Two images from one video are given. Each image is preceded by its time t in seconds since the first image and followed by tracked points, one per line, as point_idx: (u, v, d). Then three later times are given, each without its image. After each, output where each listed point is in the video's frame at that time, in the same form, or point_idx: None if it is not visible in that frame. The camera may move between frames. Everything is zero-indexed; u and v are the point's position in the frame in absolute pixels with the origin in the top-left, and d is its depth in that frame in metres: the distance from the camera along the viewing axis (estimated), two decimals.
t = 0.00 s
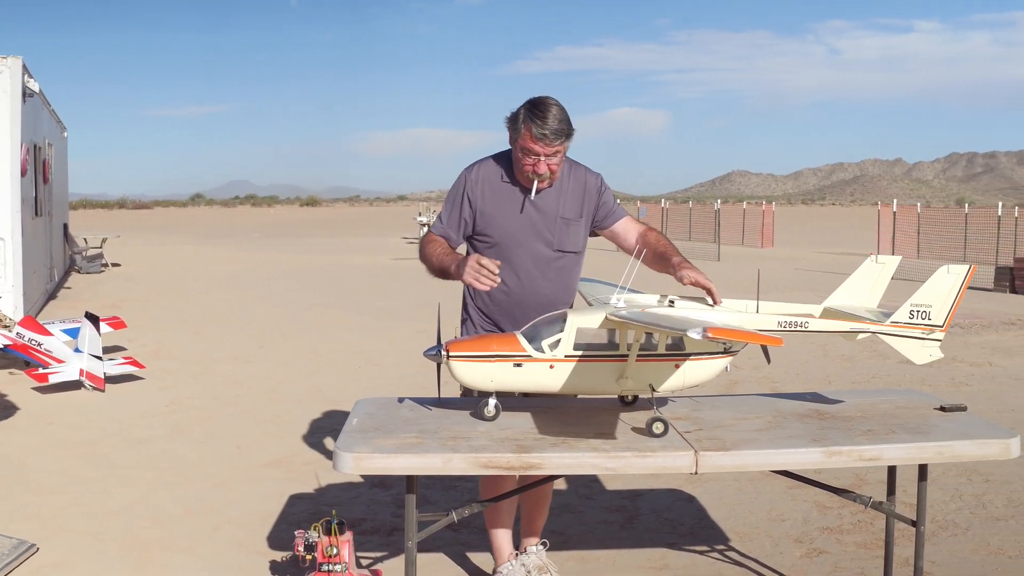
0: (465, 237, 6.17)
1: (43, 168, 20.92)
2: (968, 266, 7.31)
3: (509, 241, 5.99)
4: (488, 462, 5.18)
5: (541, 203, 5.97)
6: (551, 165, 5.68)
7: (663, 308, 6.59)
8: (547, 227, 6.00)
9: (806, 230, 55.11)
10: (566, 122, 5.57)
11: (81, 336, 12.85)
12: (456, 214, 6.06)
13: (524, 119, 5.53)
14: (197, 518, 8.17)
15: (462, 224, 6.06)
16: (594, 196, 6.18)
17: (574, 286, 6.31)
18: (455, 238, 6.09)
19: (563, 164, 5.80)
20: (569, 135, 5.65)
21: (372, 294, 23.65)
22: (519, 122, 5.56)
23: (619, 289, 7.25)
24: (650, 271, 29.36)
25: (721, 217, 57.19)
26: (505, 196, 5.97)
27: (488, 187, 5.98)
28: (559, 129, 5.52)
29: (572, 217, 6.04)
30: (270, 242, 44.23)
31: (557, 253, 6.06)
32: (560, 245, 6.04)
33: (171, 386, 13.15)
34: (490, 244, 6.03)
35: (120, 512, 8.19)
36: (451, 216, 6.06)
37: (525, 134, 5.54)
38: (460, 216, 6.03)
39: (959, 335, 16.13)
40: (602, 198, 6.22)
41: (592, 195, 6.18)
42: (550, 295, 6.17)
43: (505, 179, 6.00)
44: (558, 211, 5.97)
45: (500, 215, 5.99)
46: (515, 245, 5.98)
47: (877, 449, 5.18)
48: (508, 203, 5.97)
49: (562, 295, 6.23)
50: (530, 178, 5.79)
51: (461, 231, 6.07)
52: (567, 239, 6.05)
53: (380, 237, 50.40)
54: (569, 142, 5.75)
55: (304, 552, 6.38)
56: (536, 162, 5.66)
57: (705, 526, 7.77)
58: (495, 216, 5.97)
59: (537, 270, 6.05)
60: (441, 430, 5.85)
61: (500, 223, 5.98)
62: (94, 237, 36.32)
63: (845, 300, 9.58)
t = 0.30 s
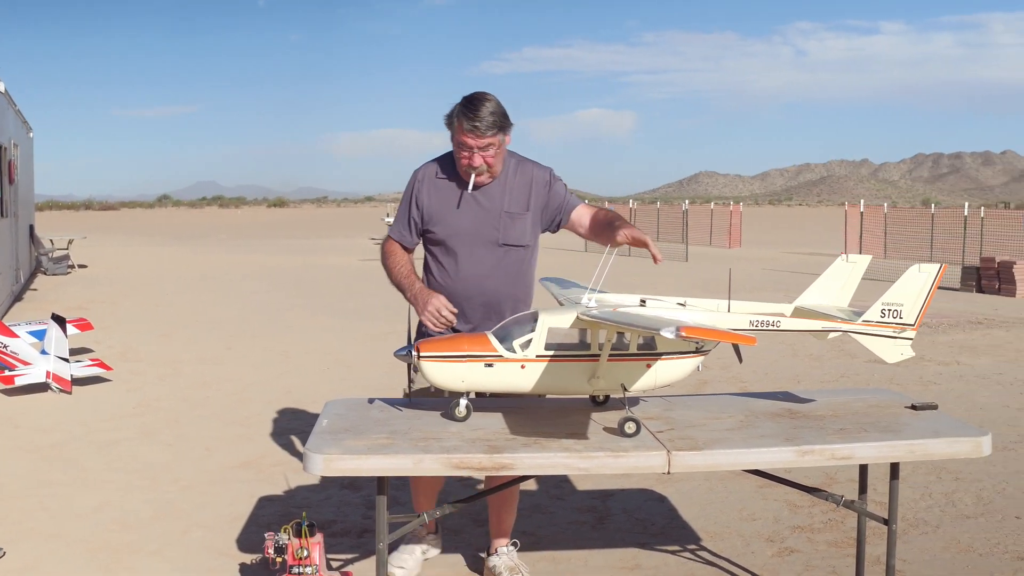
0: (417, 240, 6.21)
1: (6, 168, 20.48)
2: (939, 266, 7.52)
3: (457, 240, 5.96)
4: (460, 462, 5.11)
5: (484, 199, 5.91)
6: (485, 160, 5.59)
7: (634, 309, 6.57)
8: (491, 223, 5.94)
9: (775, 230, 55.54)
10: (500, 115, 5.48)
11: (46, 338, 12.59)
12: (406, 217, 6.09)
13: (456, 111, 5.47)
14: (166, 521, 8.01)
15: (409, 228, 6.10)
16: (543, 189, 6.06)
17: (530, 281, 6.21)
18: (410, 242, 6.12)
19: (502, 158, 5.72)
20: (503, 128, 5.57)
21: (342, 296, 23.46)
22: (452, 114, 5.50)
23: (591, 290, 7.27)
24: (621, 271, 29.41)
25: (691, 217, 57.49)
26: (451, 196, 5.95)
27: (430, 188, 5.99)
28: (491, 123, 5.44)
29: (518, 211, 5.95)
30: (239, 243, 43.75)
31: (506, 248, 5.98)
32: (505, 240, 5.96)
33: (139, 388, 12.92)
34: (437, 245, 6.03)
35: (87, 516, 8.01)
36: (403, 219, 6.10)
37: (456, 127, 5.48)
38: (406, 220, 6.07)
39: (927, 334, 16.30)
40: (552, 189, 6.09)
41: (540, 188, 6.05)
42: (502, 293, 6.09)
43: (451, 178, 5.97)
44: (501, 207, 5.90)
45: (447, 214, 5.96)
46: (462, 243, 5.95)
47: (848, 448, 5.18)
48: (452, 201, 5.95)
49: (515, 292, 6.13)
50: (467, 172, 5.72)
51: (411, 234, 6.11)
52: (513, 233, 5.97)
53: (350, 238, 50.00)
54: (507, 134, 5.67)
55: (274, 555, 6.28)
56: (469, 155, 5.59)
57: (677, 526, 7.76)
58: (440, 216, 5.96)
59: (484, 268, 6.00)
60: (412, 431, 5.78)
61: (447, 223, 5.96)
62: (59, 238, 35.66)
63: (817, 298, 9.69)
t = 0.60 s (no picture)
0: (349, 248, 6.22)
1: None
2: (911, 264, 7.58)
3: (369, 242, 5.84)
4: (434, 463, 5.04)
5: (393, 200, 5.76)
6: (383, 163, 5.55)
7: (608, 309, 6.55)
8: (398, 224, 5.77)
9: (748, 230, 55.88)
10: (396, 114, 5.46)
11: (16, 339, 12.36)
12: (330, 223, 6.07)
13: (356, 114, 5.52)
14: (138, 523, 7.86)
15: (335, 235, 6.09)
16: (453, 185, 5.78)
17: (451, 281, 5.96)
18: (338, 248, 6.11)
19: (405, 160, 5.63)
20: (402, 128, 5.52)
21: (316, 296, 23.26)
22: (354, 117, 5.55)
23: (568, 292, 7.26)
24: (595, 271, 29.40)
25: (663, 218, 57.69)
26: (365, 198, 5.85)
27: (344, 194, 5.94)
28: (384, 122, 5.41)
29: (426, 210, 5.73)
30: (210, 243, 43.29)
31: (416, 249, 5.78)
32: (414, 241, 5.77)
33: (110, 389, 12.71)
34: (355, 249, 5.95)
35: (57, 519, 7.83)
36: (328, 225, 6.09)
37: (354, 129, 5.52)
38: (330, 226, 6.05)
39: (898, 333, 16.42)
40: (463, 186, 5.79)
41: (450, 184, 5.78)
42: (418, 295, 5.90)
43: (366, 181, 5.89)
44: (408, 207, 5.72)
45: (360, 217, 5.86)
46: (375, 246, 5.83)
47: (823, 447, 5.17)
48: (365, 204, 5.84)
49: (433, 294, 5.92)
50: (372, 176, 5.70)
51: (335, 241, 6.05)
52: (422, 233, 5.77)
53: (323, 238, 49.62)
54: (409, 137, 5.62)
55: (247, 558, 6.17)
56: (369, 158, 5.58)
57: (650, 525, 7.74)
58: (354, 220, 5.88)
59: (395, 271, 5.82)
60: (386, 431, 5.70)
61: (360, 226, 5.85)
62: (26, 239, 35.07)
63: (790, 297, 9.74)
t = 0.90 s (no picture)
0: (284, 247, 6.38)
1: None
2: (888, 264, 7.61)
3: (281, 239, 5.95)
4: (412, 465, 4.99)
5: (301, 197, 5.82)
6: (281, 157, 5.61)
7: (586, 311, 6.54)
8: (305, 221, 5.81)
9: (724, 230, 56.18)
10: (297, 109, 5.55)
11: None
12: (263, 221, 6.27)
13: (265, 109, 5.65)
14: (114, 526, 7.73)
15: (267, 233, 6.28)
16: (357, 187, 5.73)
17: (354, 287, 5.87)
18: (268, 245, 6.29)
19: (308, 157, 5.67)
20: (303, 125, 5.58)
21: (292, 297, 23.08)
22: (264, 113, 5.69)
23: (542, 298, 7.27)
24: (574, 271, 29.43)
25: (642, 218, 57.86)
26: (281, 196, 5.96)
27: (270, 194, 6.11)
28: (283, 116, 5.50)
29: (328, 209, 5.73)
30: (186, 244, 42.88)
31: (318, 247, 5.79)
32: (316, 239, 5.79)
33: (85, 391, 12.52)
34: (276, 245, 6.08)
35: (32, 523, 7.69)
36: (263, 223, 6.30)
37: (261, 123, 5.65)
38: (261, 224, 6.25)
39: (875, 333, 16.54)
40: (365, 188, 5.73)
41: (353, 186, 5.74)
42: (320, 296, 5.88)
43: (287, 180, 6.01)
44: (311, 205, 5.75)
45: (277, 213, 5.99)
46: (285, 242, 5.92)
47: (801, 447, 5.17)
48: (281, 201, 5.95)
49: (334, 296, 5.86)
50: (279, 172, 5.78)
51: (265, 240, 6.24)
52: (325, 231, 5.76)
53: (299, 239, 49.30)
54: (313, 135, 5.67)
55: (224, 560, 6.06)
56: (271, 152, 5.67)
57: (629, 526, 7.72)
58: (273, 216, 6.02)
59: (300, 267, 5.87)
60: (363, 433, 5.63)
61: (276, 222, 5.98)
62: None
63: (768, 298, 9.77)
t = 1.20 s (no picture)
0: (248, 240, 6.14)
1: None
2: (872, 262, 7.65)
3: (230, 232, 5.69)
4: (395, 465, 4.95)
5: (246, 191, 5.50)
6: (218, 146, 5.34)
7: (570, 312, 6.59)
8: (245, 217, 5.50)
9: (706, 230, 56.31)
10: (233, 100, 5.27)
11: None
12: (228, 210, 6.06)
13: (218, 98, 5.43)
14: (95, 527, 7.63)
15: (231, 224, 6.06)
16: (297, 189, 5.35)
17: (286, 292, 5.55)
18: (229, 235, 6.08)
19: (246, 151, 5.36)
20: (239, 116, 5.29)
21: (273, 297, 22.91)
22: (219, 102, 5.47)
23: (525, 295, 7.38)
24: (557, 271, 29.40)
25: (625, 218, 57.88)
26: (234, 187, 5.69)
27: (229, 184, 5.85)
28: (224, 104, 5.25)
29: (265, 209, 5.39)
30: (165, 245, 42.46)
31: (255, 246, 5.49)
32: (253, 235, 5.48)
33: (65, 391, 12.38)
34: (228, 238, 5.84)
35: (11, 524, 7.58)
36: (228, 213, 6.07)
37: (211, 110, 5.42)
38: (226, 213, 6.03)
39: (858, 332, 16.61)
40: (305, 189, 5.32)
41: (293, 187, 5.35)
42: (253, 296, 5.58)
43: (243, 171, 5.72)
44: (251, 202, 5.43)
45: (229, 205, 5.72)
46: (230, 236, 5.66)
47: (784, 446, 5.16)
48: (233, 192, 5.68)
49: (264, 298, 5.56)
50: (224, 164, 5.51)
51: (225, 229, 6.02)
52: (261, 231, 5.44)
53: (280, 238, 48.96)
54: (253, 128, 5.36)
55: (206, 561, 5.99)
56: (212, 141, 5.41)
57: (611, 525, 7.70)
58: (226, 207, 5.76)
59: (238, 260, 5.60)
60: (346, 433, 5.58)
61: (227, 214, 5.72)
62: None
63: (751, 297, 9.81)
